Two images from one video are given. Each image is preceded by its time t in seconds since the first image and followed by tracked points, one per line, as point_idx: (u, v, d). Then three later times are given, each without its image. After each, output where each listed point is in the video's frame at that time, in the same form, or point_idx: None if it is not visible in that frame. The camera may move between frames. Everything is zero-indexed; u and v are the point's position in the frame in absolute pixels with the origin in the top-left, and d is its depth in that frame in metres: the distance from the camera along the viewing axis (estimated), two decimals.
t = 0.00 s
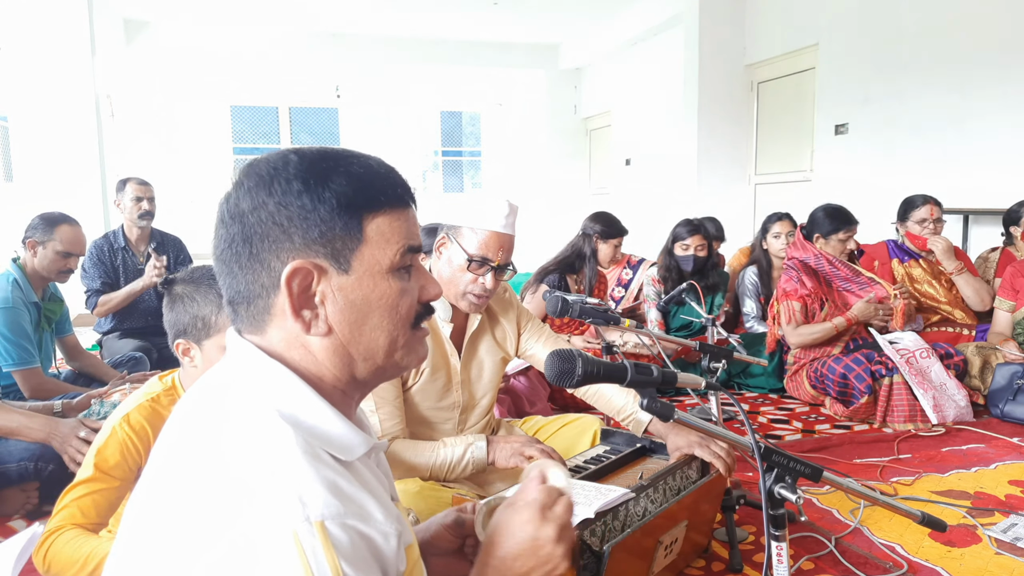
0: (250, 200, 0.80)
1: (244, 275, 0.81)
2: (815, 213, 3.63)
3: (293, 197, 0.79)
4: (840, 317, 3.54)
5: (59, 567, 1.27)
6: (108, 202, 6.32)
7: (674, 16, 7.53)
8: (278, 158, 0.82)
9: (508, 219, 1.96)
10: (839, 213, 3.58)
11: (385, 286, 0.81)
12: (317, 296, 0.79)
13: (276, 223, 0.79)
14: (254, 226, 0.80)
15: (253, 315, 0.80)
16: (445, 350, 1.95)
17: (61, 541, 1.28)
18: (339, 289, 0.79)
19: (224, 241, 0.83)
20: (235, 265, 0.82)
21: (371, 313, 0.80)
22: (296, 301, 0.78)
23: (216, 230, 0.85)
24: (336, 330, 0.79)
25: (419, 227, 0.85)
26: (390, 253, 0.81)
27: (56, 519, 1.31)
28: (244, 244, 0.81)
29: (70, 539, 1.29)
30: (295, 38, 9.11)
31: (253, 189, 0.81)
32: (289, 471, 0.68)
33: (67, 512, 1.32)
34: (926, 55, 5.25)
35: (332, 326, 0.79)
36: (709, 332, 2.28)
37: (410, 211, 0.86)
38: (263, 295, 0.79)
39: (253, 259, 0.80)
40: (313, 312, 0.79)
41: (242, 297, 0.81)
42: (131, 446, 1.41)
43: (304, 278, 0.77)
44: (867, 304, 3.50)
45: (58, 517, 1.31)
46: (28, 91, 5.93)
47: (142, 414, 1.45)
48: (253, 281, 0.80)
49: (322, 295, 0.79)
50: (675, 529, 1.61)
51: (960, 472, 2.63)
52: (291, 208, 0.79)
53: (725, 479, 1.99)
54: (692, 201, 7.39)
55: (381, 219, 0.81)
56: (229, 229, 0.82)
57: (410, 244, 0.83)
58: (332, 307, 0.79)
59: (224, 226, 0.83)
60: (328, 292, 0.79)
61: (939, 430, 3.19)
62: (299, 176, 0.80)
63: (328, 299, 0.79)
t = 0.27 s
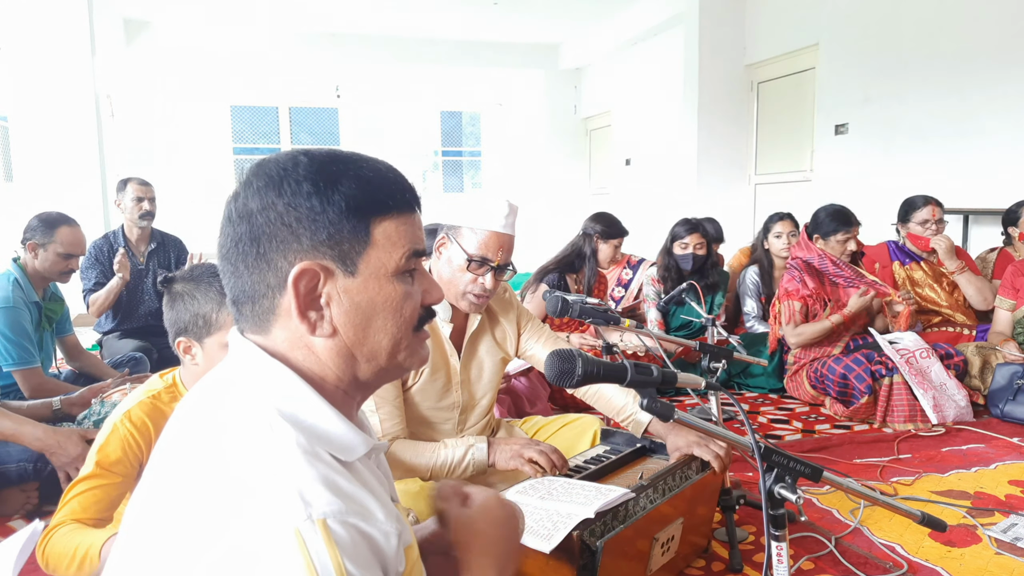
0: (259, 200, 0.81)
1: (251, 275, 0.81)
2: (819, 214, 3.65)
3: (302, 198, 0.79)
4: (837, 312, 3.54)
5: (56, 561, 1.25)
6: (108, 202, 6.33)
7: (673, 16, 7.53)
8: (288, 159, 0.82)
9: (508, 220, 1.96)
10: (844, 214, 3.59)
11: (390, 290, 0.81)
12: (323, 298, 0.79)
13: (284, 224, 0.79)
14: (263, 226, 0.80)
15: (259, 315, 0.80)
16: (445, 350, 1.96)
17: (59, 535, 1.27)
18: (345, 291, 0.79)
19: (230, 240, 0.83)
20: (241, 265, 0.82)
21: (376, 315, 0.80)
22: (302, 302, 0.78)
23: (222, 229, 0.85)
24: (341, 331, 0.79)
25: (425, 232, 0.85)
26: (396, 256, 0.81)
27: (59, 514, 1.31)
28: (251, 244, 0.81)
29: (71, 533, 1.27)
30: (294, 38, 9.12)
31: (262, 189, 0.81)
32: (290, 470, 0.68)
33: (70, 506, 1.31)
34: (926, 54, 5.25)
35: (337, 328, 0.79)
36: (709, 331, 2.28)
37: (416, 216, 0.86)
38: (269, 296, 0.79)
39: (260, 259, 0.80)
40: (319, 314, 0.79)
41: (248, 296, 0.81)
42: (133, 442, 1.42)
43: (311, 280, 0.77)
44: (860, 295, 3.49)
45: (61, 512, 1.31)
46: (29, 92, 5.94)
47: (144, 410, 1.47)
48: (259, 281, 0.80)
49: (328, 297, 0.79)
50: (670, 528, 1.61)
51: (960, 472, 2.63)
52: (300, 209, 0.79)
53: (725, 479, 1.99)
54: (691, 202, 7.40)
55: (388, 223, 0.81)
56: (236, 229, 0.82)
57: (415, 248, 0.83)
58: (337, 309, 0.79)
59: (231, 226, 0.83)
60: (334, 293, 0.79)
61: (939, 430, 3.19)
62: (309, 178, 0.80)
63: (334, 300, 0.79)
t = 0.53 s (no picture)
0: (256, 201, 0.81)
1: (249, 275, 0.81)
2: (823, 213, 3.64)
3: (299, 198, 0.79)
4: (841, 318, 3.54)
5: (70, 561, 1.28)
6: (108, 202, 6.33)
7: (673, 16, 7.54)
8: (284, 159, 0.82)
9: (506, 219, 1.96)
10: (848, 215, 3.60)
11: (388, 289, 0.81)
12: (321, 297, 0.79)
13: (282, 224, 0.79)
14: (260, 226, 0.80)
15: (258, 314, 0.81)
16: (443, 350, 1.96)
17: (72, 536, 1.30)
18: (343, 291, 0.79)
19: (228, 241, 0.84)
20: (240, 265, 0.82)
21: (374, 316, 0.80)
22: (300, 301, 0.78)
23: (221, 230, 0.85)
24: (339, 331, 0.79)
25: (423, 231, 0.85)
26: (393, 256, 0.81)
27: (67, 516, 1.33)
28: (249, 245, 0.81)
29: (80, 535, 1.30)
30: (294, 38, 9.12)
31: (259, 189, 0.81)
32: (292, 469, 0.68)
33: (77, 509, 1.33)
34: (926, 54, 5.25)
35: (334, 328, 0.79)
36: (709, 331, 2.28)
37: (414, 214, 0.86)
38: (267, 296, 0.79)
39: (258, 259, 0.80)
40: (317, 313, 0.79)
41: (247, 297, 0.81)
42: (137, 445, 1.41)
43: (308, 279, 0.77)
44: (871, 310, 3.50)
45: (69, 513, 1.33)
46: (28, 91, 5.93)
47: (148, 413, 1.45)
48: (258, 281, 0.80)
49: (325, 296, 0.79)
50: (673, 529, 1.61)
51: (960, 472, 2.63)
52: (297, 209, 0.79)
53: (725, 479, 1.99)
54: (691, 202, 7.40)
55: (385, 222, 0.81)
56: (234, 230, 0.82)
57: (413, 247, 0.83)
58: (335, 309, 0.79)
59: (229, 226, 0.83)
60: (332, 293, 0.79)
61: (939, 430, 3.20)
62: (306, 178, 0.80)
63: (332, 300, 0.79)
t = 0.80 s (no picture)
0: (262, 201, 0.81)
1: (253, 276, 0.81)
2: (827, 213, 3.63)
3: (305, 199, 0.79)
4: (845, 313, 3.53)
5: (58, 554, 1.23)
6: (108, 202, 6.33)
7: (673, 16, 7.53)
8: (291, 159, 0.83)
9: (507, 218, 1.97)
10: (852, 214, 3.57)
11: (393, 292, 0.81)
12: (325, 299, 0.79)
13: (287, 225, 0.79)
14: (265, 227, 0.80)
15: (261, 315, 0.81)
16: (445, 349, 1.95)
17: (59, 531, 1.26)
18: (347, 292, 0.79)
19: (233, 240, 0.84)
20: (244, 265, 0.82)
21: (378, 318, 0.80)
22: (304, 303, 0.78)
23: (226, 229, 0.85)
24: (343, 333, 0.79)
25: (428, 233, 0.85)
26: (398, 258, 0.81)
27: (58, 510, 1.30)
28: (254, 245, 0.81)
29: (70, 528, 1.26)
30: (294, 38, 9.12)
31: (265, 190, 0.81)
32: (294, 470, 0.68)
33: (69, 501, 1.30)
34: (926, 54, 5.25)
35: (338, 329, 0.79)
36: (709, 331, 2.28)
37: (420, 217, 0.86)
38: (271, 297, 0.79)
39: (262, 260, 0.80)
40: (320, 315, 0.79)
41: (251, 297, 0.81)
42: (135, 439, 1.42)
43: (313, 281, 0.77)
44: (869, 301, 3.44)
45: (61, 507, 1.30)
46: (26, 91, 5.92)
47: (147, 408, 1.47)
48: (262, 281, 0.80)
49: (329, 298, 0.79)
50: (669, 527, 1.61)
51: (960, 472, 2.63)
52: (303, 210, 0.79)
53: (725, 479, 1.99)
54: (691, 202, 7.39)
55: (391, 224, 0.81)
56: (239, 229, 0.82)
57: (419, 249, 0.83)
58: (339, 311, 0.79)
59: (234, 226, 0.84)
60: (336, 295, 0.79)
61: (939, 430, 3.20)
62: (312, 179, 0.80)
63: (336, 302, 0.79)
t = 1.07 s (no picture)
0: (259, 201, 0.81)
1: (251, 276, 0.81)
2: (828, 214, 3.61)
3: (302, 199, 0.79)
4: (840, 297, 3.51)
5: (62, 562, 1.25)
6: (108, 202, 6.33)
7: (673, 16, 7.53)
8: (287, 159, 0.83)
9: (508, 218, 1.98)
10: (854, 214, 3.54)
11: (390, 290, 0.81)
12: (323, 298, 0.79)
13: (284, 224, 0.79)
14: (262, 226, 0.80)
15: (260, 315, 0.81)
16: (445, 350, 1.96)
17: (64, 535, 1.28)
18: (345, 291, 0.79)
19: (231, 241, 0.84)
20: (242, 266, 0.82)
21: (377, 316, 0.80)
22: (302, 302, 0.78)
23: (223, 230, 0.85)
24: (342, 332, 0.79)
25: (425, 231, 0.85)
26: (396, 256, 0.81)
27: (60, 516, 1.31)
28: (251, 245, 0.81)
29: (72, 536, 1.27)
30: (294, 38, 9.12)
31: (262, 190, 0.81)
32: (292, 470, 0.68)
33: (71, 508, 1.31)
34: (926, 55, 5.25)
35: (337, 328, 0.79)
36: (709, 331, 2.28)
37: (417, 215, 0.86)
38: (269, 297, 0.79)
39: (260, 260, 0.80)
40: (319, 314, 0.79)
41: (249, 297, 0.81)
42: (135, 444, 1.42)
43: (311, 280, 0.77)
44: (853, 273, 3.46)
45: (62, 513, 1.31)
46: (26, 91, 5.92)
47: (147, 412, 1.46)
48: (259, 281, 0.80)
49: (328, 297, 0.79)
50: (674, 530, 1.61)
51: (960, 472, 2.63)
52: (300, 209, 0.79)
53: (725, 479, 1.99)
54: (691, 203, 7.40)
55: (388, 223, 0.81)
56: (237, 229, 0.82)
57: (416, 247, 0.83)
58: (338, 310, 0.79)
59: (231, 226, 0.83)
60: (334, 293, 0.79)
61: (939, 430, 3.20)
62: (309, 178, 0.80)
63: (334, 300, 0.79)
